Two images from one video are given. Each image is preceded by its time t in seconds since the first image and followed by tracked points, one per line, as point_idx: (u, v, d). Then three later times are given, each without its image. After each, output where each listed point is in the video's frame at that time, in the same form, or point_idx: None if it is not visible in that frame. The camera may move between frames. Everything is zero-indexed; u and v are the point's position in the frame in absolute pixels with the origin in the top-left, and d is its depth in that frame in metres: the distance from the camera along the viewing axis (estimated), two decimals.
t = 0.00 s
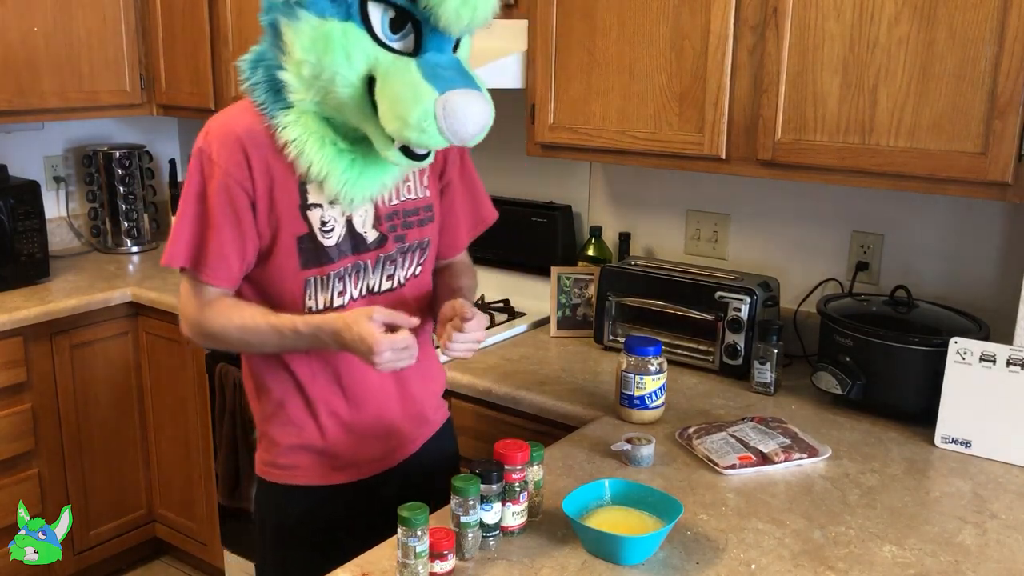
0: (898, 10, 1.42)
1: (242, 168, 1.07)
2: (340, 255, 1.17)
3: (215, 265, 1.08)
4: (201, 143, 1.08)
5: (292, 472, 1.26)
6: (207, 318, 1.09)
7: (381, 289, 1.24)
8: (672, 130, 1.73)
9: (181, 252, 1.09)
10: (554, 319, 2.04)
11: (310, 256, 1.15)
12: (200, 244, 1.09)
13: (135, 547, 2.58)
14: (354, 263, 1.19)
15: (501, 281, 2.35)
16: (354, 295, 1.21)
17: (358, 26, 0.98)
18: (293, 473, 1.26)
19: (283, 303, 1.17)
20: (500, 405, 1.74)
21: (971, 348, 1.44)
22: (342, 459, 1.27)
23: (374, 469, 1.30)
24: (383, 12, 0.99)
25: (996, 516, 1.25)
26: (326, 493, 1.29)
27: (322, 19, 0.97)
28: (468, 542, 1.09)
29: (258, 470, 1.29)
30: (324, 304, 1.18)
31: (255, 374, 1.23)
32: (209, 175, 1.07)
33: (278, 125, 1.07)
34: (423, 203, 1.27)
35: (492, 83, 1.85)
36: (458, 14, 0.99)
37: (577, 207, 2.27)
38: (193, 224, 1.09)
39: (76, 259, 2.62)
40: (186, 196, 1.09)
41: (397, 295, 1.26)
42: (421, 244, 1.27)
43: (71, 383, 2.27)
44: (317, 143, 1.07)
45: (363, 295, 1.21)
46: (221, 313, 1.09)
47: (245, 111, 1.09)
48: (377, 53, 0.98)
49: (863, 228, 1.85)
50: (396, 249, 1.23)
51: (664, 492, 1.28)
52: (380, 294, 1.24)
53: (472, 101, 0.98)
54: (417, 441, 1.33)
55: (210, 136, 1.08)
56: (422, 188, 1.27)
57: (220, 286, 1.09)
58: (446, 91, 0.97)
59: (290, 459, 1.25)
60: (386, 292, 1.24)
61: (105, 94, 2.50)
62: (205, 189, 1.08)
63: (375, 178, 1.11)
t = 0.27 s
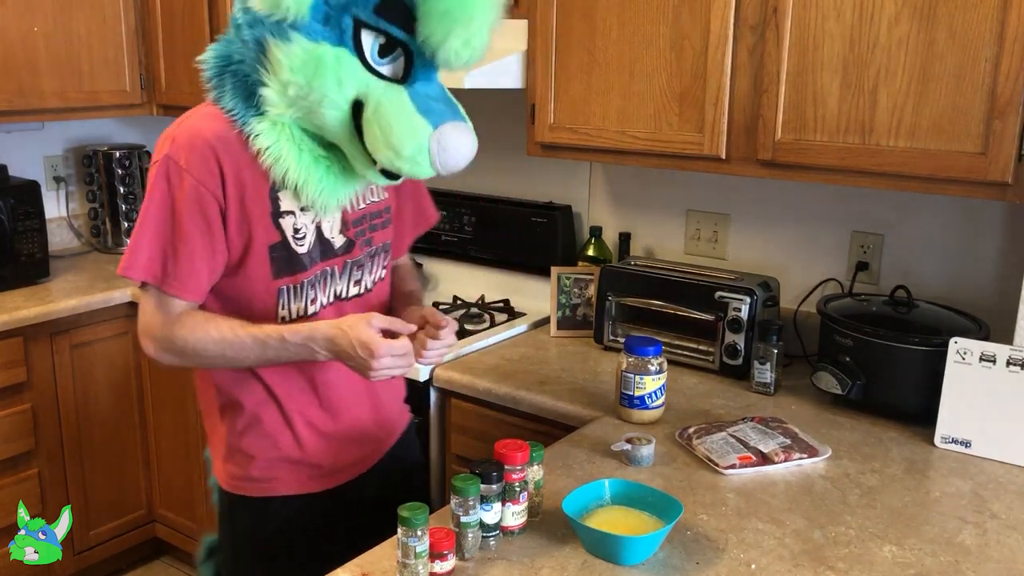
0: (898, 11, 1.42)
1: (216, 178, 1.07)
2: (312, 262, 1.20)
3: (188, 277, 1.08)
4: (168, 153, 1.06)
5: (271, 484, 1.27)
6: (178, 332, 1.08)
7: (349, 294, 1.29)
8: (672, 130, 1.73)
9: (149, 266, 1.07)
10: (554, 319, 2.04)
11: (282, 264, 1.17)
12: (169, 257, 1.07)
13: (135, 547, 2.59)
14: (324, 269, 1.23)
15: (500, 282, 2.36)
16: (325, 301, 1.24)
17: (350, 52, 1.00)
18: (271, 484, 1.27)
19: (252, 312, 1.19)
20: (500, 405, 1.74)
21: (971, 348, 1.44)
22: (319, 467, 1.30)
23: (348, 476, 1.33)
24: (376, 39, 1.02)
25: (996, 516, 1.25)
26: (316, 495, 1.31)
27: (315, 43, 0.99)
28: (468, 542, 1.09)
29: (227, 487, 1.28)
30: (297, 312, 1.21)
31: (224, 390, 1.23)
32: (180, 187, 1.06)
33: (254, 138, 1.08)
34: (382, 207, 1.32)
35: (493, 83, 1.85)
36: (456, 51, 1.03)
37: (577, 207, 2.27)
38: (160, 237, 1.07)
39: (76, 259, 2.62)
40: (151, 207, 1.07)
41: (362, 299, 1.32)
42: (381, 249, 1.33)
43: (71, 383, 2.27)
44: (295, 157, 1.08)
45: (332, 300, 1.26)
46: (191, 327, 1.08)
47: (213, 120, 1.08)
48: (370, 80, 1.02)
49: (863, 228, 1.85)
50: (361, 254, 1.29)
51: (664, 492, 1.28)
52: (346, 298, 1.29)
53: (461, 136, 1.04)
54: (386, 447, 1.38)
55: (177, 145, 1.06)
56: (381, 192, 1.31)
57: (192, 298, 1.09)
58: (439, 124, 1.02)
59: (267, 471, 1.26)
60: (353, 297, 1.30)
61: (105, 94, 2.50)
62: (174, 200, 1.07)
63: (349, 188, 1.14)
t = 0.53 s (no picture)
0: (898, 11, 1.42)
1: (226, 194, 1.09)
2: (301, 270, 1.22)
3: (196, 292, 1.08)
4: (180, 168, 1.06)
5: (251, 477, 1.31)
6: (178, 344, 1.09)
7: (331, 296, 1.31)
8: (672, 130, 1.73)
9: (156, 281, 1.07)
10: (555, 319, 2.04)
11: (276, 275, 1.19)
12: (177, 271, 1.07)
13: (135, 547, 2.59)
14: (310, 274, 1.25)
15: (501, 282, 2.36)
16: (308, 304, 1.27)
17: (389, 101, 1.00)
18: (250, 478, 1.31)
19: (239, 320, 1.20)
20: (500, 405, 1.74)
21: (971, 348, 1.44)
22: (296, 460, 1.34)
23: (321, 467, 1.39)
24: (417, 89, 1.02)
25: (996, 516, 1.25)
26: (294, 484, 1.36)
27: (361, 94, 0.98)
28: (468, 542, 1.09)
29: (202, 484, 1.30)
30: (281, 319, 1.23)
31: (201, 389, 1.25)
32: (191, 202, 1.06)
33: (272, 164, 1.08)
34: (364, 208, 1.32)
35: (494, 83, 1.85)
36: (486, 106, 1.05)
37: (577, 207, 2.27)
38: (168, 251, 1.07)
39: (76, 259, 2.62)
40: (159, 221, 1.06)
41: (343, 299, 1.34)
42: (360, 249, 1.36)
43: (71, 383, 2.27)
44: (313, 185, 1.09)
45: (315, 303, 1.28)
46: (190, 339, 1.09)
47: (225, 136, 1.08)
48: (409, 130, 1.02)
49: (863, 228, 1.85)
50: (342, 256, 1.31)
51: (664, 492, 1.28)
52: (327, 299, 1.31)
53: (478, 178, 1.10)
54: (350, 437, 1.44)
55: (189, 160, 1.06)
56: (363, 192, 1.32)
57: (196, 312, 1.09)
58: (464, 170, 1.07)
59: (246, 466, 1.30)
60: (334, 298, 1.32)
61: (105, 94, 2.50)
62: (184, 215, 1.07)
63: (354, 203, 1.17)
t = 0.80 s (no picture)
0: (898, 11, 1.42)
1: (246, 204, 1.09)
2: (306, 270, 1.23)
3: (214, 300, 1.08)
4: (205, 177, 1.05)
5: (252, 475, 1.31)
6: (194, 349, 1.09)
7: (329, 294, 1.32)
8: (672, 130, 1.73)
9: (177, 290, 1.06)
10: (554, 319, 2.04)
11: (284, 278, 1.19)
12: (197, 280, 1.07)
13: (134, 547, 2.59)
14: (312, 273, 1.25)
15: (501, 281, 2.36)
16: (309, 303, 1.27)
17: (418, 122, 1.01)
18: (252, 475, 1.31)
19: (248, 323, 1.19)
20: (499, 405, 1.74)
21: (971, 348, 1.44)
22: (297, 455, 1.35)
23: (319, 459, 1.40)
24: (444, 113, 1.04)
25: (996, 516, 1.25)
26: (291, 482, 1.36)
27: (395, 115, 0.99)
28: (468, 542, 1.09)
29: (203, 482, 1.29)
30: (286, 318, 1.23)
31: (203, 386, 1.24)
32: (214, 212, 1.06)
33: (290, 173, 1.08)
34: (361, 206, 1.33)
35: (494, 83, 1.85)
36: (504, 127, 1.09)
37: (577, 207, 2.27)
38: (190, 260, 1.06)
39: (76, 259, 2.62)
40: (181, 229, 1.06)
41: (338, 296, 1.34)
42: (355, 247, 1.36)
43: (71, 382, 2.27)
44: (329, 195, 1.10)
45: (316, 302, 1.29)
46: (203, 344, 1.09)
47: (248, 145, 1.08)
48: (433, 150, 1.04)
49: (863, 228, 1.85)
50: (340, 254, 1.31)
51: (664, 492, 1.28)
52: (325, 297, 1.31)
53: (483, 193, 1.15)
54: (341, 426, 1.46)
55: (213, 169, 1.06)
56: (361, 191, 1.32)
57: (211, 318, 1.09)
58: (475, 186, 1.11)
59: (248, 463, 1.30)
60: (332, 295, 1.33)
61: (105, 94, 2.50)
62: (206, 224, 1.06)
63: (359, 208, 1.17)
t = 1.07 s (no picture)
0: (898, 11, 1.42)
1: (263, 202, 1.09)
2: (310, 271, 1.24)
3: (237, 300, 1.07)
4: (225, 174, 1.05)
5: (255, 475, 1.31)
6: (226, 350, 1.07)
7: (329, 295, 1.33)
8: (672, 130, 1.73)
9: (208, 287, 1.04)
10: (554, 319, 2.04)
11: (292, 279, 1.20)
12: (221, 280, 1.06)
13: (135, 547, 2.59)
14: (316, 275, 1.26)
15: (501, 282, 2.36)
16: (312, 305, 1.28)
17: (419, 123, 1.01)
18: (255, 474, 1.30)
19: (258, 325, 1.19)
20: (499, 405, 1.74)
21: (971, 348, 1.44)
22: (299, 453, 1.35)
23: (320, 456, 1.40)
24: (446, 116, 1.04)
25: (996, 516, 1.25)
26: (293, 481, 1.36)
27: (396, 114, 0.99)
28: (468, 542, 1.09)
29: (205, 483, 1.29)
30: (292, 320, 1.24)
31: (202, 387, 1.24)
32: (236, 210, 1.05)
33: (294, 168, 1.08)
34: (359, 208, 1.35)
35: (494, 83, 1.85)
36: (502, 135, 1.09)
37: (577, 207, 2.27)
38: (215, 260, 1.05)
39: (76, 259, 2.62)
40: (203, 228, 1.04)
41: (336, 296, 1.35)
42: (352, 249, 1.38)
43: (71, 382, 2.27)
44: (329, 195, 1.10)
45: (318, 303, 1.30)
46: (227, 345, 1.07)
47: (260, 144, 1.07)
48: (432, 151, 1.04)
49: (863, 228, 1.85)
50: (339, 255, 1.33)
51: (664, 492, 1.28)
52: (325, 299, 1.32)
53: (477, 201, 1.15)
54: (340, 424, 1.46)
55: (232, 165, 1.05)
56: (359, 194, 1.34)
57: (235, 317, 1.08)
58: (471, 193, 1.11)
59: (251, 463, 1.29)
60: (332, 297, 1.34)
61: (105, 94, 2.50)
62: (228, 222, 1.05)
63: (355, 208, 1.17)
